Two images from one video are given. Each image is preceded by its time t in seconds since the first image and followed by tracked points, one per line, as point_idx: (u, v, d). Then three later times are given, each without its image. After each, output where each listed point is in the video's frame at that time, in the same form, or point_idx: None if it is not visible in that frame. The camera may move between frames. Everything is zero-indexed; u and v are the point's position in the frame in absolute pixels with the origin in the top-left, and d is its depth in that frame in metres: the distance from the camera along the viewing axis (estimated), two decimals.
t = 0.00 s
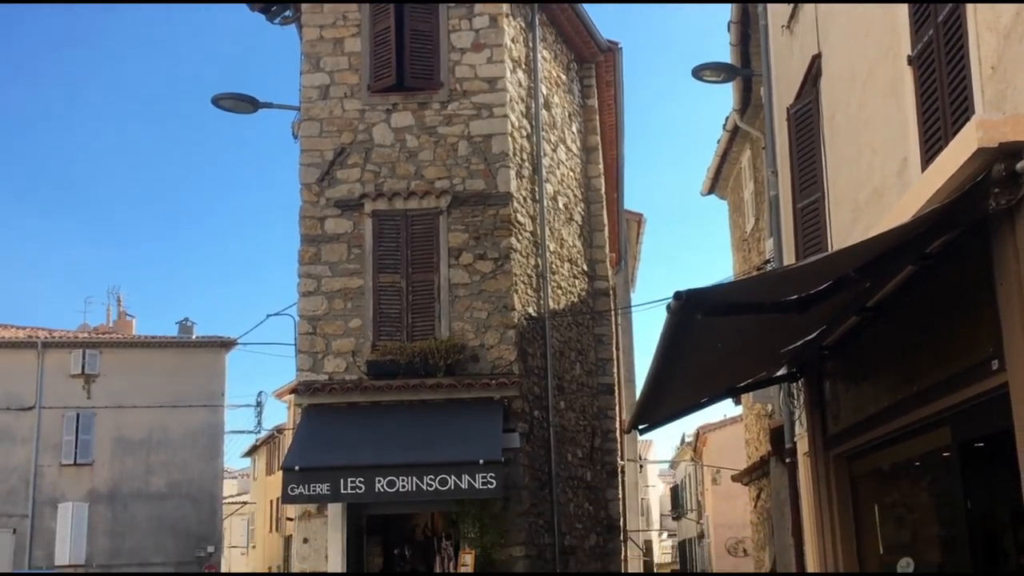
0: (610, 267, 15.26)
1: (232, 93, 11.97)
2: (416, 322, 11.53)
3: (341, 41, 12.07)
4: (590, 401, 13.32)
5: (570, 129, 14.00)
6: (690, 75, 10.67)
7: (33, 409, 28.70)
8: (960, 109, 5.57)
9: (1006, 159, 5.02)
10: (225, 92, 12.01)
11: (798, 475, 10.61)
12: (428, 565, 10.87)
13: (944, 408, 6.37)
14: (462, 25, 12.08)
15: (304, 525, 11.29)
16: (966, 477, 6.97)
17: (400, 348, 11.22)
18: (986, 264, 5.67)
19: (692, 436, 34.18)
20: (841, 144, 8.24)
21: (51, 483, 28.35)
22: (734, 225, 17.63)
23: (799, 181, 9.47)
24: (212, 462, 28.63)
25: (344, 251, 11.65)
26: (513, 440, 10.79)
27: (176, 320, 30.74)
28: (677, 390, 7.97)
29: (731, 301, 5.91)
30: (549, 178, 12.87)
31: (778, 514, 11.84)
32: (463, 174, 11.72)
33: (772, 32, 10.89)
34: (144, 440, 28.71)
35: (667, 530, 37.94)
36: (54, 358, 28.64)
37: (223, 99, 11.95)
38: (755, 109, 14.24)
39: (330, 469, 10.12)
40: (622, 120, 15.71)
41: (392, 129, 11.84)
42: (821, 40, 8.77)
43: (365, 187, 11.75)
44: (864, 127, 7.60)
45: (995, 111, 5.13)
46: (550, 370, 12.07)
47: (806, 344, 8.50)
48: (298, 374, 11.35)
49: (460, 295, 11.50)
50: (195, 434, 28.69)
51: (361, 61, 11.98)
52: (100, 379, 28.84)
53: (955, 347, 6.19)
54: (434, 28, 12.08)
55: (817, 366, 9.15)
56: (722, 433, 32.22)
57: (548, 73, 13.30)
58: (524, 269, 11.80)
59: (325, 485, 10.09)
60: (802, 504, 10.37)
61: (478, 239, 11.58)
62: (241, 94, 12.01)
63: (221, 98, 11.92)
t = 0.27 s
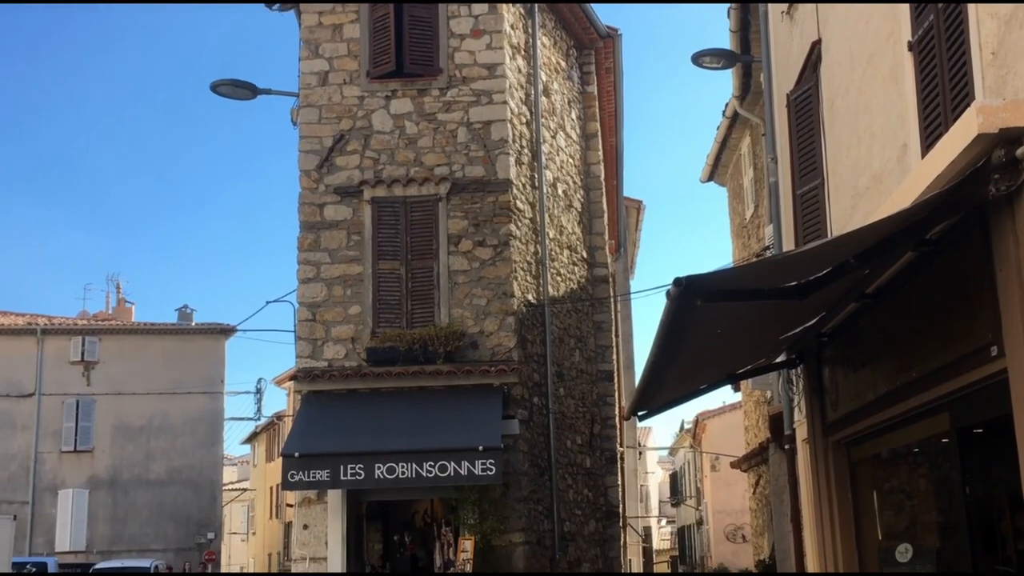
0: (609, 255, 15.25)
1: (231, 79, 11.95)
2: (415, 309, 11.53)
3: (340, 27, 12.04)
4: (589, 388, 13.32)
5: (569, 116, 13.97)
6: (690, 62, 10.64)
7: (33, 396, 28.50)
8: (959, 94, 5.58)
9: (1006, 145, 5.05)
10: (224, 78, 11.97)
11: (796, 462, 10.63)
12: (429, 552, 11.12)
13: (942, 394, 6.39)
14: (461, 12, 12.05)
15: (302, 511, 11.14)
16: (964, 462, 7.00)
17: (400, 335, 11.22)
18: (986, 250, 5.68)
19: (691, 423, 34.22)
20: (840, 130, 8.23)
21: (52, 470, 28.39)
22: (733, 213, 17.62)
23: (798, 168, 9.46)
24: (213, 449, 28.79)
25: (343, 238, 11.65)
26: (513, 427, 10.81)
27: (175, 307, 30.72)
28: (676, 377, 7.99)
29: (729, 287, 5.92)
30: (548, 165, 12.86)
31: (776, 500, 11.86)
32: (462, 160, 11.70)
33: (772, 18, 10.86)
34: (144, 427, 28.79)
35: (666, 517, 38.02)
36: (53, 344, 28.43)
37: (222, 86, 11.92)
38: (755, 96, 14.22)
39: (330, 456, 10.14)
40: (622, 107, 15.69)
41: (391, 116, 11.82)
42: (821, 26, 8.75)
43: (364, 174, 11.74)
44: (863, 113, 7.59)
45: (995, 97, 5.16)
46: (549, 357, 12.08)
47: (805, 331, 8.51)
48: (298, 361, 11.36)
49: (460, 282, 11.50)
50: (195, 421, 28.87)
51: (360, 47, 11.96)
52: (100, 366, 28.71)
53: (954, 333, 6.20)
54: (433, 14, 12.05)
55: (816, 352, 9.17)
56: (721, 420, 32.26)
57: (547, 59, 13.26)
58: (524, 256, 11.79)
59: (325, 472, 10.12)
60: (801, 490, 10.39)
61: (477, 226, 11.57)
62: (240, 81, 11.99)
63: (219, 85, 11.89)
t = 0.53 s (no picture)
0: (608, 242, 15.24)
1: (230, 66, 11.92)
2: (415, 296, 11.53)
3: (339, 14, 12.01)
4: (589, 375, 13.33)
5: (569, 103, 13.95)
6: (690, 49, 10.61)
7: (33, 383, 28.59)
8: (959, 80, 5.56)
9: (1006, 132, 5.05)
10: (223, 65, 11.95)
11: (796, 448, 10.64)
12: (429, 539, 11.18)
13: (941, 381, 6.40)
14: None
15: (302, 498, 11.07)
16: (962, 449, 7.01)
17: (399, 322, 11.22)
18: (985, 237, 5.68)
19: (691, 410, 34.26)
20: (841, 117, 8.21)
21: (52, 457, 28.47)
22: (733, 200, 17.61)
23: (798, 154, 9.45)
24: (212, 436, 28.86)
25: (342, 225, 11.64)
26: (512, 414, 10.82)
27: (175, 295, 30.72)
28: (676, 364, 8.00)
29: (729, 274, 5.92)
30: (548, 152, 12.84)
31: (775, 487, 11.88)
32: (461, 147, 11.68)
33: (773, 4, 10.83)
34: (144, 414, 28.77)
35: (665, 504, 38.05)
36: (53, 332, 28.49)
37: (221, 72, 11.89)
38: (755, 83, 14.19)
39: (329, 443, 10.15)
40: (621, 94, 15.66)
41: (390, 103, 11.79)
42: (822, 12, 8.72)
43: (363, 161, 11.72)
44: (863, 100, 7.58)
45: (995, 83, 5.15)
46: (548, 345, 12.08)
47: (805, 318, 8.51)
48: (297, 348, 11.36)
49: (459, 269, 11.49)
50: (195, 408, 28.86)
51: (359, 34, 11.93)
52: (100, 353, 28.74)
53: (954, 319, 6.20)
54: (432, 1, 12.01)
55: (816, 339, 9.17)
56: (720, 408, 32.30)
57: (547, 46, 13.23)
58: (524, 243, 11.79)
59: (325, 459, 10.14)
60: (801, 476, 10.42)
61: (476, 214, 11.56)
62: (239, 67, 11.96)
63: (218, 71, 11.87)
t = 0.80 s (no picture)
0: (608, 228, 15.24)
1: (229, 51, 11.88)
2: (414, 282, 11.53)
3: None
4: (588, 360, 13.34)
5: (569, 89, 13.92)
6: (690, 34, 10.58)
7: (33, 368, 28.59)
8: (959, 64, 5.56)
9: (1007, 116, 5.05)
10: (222, 50, 11.91)
11: (794, 434, 10.65)
12: (429, 523, 11.23)
13: (941, 366, 6.40)
14: None
15: (302, 483, 11.14)
16: (962, 435, 7.02)
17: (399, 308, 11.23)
18: (985, 222, 5.67)
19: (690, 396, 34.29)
20: (841, 102, 8.20)
21: (52, 444, 28.46)
22: (732, 186, 17.59)
23: (798, 140, 9.44)
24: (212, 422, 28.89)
25: (342, 211, 11.63)
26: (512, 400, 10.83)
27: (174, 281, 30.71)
28: (675, 349, 8.02)
29: (728, 259, 5.93)
30: (548, 138, 12.82)
31: (773, 472, 11.91)
32: (461, 133, 11.66)
33: None
34: (144, 400, 28.85)
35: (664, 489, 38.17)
36: (53, 318, 28.53)
37: (220, 58, 11.86)
38: (755, 69, 14.15)
39: (329, 428, 10.17)
40: (621, 80, 15.62)
41: (390, 88, 11.76)
42: None
43: (362, 146, 11.70)
44: (864, 85, 7.57)
45: (996, 67, 5.14)
46: (547, 331, 12.08)
47: (805, 303, 8.52)
48: (297, 334, 11.36)
49: (459, 255, 11.49)
50: (195, 394, 28.91)
51: (358, 19, 11.89)
52: (100, 339, 28.84)
53: (954, 304, 6.20)
54: None
55: (815, 324, 9.17)
56: (719, 394, 32.33)
57: (546, 32, 13.19)
58: (523, 229, 11.78)
59: (325, 444, 10.15)
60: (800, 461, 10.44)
61: (476, 199, 11.55)
62: (238, 53, 11.92)
63: (217, 57, 11.84)
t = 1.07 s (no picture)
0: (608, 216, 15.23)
1: (228, 39, 11.85)
2: (414, 271, 11.52)
3: None
4: (588, 349, 13.35)
5: (569, 77, 13.89)
6: (690, 22, 10.55)
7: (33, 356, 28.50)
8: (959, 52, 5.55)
9: (1007, 105, 5.05)
10: (221, 38, 11.88)
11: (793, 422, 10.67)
12: (429, 511, 11.28)
13: (940, 355, 6.40)
14: None
15: (302, 471, 11.12)
16: (961, 423, 7.03)
17: (399, 297, 11.23)
18: (985, 210, 5.67)
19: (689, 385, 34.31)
20: (841, 90, 8.19)
21: (53, 431, 28.58)
22: (732, 174, 17.57)
23: (798, 128, 9.43)
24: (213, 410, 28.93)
25: (342, 199, 11.62)
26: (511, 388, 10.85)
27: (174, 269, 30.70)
28: (675, 338, 8.03)
29: (728, 248, 5.92)
30: (547, 126, 12.81)
31: (772, 461, 11.93)
32: (460, 121, 11.65)
33: None
34: (144, 388, 28.87)
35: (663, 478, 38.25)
36: (52, 307, 28.39)
37: (218, 46, 11.83)
38: (755, 57, 14.12)
39: (329, 416, 10.18)
40: (621, 68, 15.59)
41: (389, 76, 11.73)
42: None
43: (362, 135, 11.69)
44: (864, 73, 7.56)
45: (996, 55, 5.13)
46: (547, 319, 12.09)
47: (804, 292, 8.52)
48: (297, 323, 11.36)
49: (459, 244, 11.48)
50: (195, 382, 28.94)
51: (358, 7, 11.85)
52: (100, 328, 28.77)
53: (953, 292, 6.19)
54: None
55: (815, 313, 9.17)
56: (719, 382, 32.37)
57: (546, 20, 13.16)
58: (523, 218, 11.77)
59: (325, 433, 10.16)
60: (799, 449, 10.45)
61: (476, 188, 11.54)
62: (237, 41, 11.89)
63: (216, 45, 11.81)
